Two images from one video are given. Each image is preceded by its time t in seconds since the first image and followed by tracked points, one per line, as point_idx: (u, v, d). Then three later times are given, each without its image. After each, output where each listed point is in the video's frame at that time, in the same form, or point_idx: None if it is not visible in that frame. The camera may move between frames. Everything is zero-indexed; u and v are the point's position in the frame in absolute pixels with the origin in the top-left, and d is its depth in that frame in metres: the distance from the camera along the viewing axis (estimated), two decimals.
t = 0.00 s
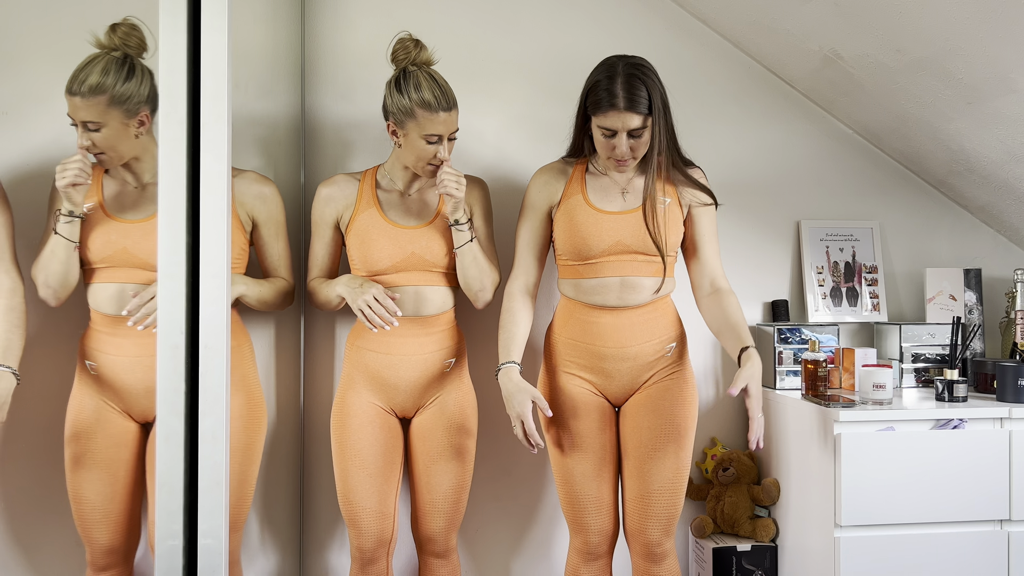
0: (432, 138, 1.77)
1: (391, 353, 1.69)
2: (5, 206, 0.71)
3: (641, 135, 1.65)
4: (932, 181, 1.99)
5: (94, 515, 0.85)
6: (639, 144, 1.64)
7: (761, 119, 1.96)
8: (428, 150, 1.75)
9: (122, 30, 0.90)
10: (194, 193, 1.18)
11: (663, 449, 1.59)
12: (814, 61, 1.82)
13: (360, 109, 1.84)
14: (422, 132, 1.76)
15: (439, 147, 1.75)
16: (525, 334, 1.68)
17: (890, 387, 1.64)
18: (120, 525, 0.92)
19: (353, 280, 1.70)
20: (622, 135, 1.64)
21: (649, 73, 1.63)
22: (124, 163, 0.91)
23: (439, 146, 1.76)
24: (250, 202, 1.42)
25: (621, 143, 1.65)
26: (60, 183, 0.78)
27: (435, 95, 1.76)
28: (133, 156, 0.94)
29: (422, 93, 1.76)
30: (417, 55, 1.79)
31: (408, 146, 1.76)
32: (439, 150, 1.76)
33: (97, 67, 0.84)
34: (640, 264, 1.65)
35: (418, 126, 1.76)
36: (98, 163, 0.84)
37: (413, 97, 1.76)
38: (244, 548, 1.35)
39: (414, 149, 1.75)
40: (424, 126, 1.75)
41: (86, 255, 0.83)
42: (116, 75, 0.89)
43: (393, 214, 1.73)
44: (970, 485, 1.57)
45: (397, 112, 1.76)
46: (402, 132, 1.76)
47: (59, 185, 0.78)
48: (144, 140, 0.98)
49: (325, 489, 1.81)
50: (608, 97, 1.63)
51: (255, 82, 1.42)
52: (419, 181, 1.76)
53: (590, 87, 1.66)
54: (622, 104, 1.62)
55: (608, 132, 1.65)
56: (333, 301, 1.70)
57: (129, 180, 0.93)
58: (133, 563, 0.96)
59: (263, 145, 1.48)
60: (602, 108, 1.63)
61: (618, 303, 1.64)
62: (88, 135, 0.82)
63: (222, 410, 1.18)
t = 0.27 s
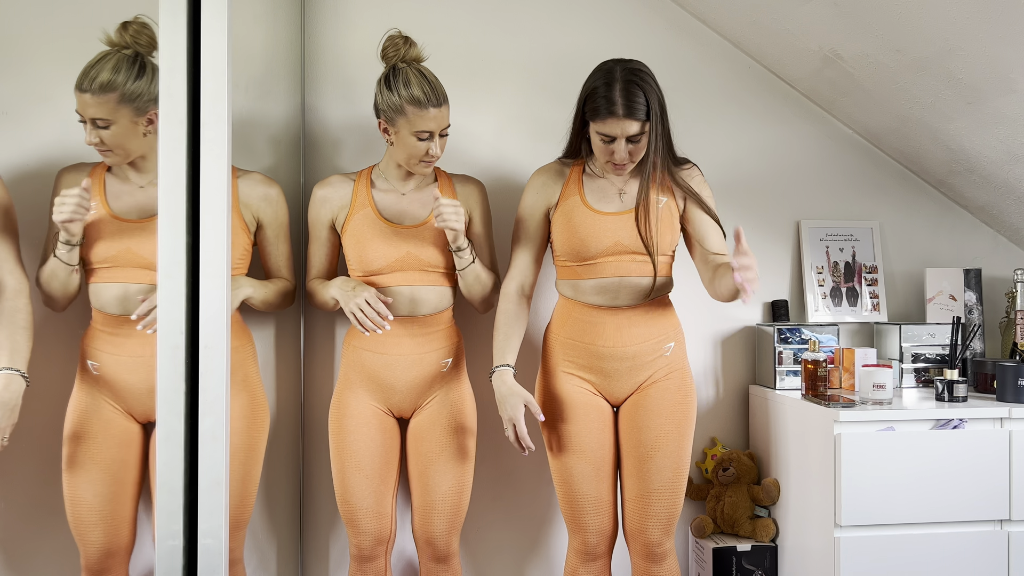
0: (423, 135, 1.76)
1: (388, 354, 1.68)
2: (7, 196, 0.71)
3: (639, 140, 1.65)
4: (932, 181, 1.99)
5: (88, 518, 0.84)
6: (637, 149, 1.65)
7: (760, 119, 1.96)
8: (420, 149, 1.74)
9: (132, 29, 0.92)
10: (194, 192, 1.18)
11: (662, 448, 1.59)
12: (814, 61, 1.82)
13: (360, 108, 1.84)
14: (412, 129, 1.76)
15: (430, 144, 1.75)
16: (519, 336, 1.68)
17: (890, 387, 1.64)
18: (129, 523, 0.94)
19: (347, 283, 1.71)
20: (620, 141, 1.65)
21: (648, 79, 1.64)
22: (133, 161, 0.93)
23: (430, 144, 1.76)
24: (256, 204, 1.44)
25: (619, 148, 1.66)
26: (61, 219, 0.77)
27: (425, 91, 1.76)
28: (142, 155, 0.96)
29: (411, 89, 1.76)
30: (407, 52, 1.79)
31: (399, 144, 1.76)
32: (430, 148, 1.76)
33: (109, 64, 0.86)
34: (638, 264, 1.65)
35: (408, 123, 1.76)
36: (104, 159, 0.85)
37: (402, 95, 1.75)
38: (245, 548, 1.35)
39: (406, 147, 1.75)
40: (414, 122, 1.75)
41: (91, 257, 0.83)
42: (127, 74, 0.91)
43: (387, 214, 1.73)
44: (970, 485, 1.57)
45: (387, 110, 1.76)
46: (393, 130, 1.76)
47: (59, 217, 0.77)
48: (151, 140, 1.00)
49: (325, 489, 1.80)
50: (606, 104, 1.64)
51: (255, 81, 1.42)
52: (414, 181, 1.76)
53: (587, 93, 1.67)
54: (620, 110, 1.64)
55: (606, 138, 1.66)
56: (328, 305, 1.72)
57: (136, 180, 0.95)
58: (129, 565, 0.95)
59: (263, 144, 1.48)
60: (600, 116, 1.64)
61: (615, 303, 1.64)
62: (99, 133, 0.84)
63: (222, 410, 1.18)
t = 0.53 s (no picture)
0: (420, 136, 1.72)
1: (386, 355, 1.67)
2: (6, 192, 0.70)
3: (637, 144, 1.64)
4: (932, 182, 1.99)
5: (82, 518, 0.83)
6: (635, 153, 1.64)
7: (761, 119, 1.96)
8: (417, 151, 1.71)
9: (133, 29, 0.92)
10: (194, 193, 1.18)
11: (661, 449, 1.58)
12: (813, 61, 1.82)
13: (360, 109, 1.84)
14: (409, 130, 1.72)
15: (427, 146, 1.72)
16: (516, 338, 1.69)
17: (890, 387, 1.64)
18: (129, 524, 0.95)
19: (342, 285, 1.67)
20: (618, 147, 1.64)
21: (644, 83, 1.63)
22: (134, 162, 0.94)
23: (428, 145, 1.73)
24: (257, 206, 1.44)
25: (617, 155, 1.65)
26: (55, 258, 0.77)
27: (422, 92, 1.71)
28: (143, 157, 0.97)
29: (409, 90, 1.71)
30: (405, 51, 1.73)
31: (396, 145, 1.73)
32: (428, 149, 1.72)
33: (111, 66, 0.86)
34: (635, 265, 1.65)
35: (406, 125, 1.72)
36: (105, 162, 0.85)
37: (399, 96, 1.71)
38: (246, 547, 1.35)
39: (403, 149, 1.72)
40: (411, 124, 1.71)
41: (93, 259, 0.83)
42: (128, 75, 0.92)
43: (387, 214, 1.71)
44: (970, 485, 1.57)
45: (384, 111, 1.72)
46: (390, 131, 1.73)
47: (55, 249, 0.76)
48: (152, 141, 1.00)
49: (325, 489, 1.81)
50: (603, 110, 1.63)
51: (255, 82, 1.42)
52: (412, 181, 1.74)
53: (585, 98, 1.67)
54: (617, 116, 1.63)
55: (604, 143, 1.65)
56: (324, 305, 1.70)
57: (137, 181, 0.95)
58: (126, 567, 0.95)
59: (263, 145, 1.48)
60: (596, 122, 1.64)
61: (614, 303, 1.64)
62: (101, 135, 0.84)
63: (222, 410, 1.18)
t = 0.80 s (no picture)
0: (417, 145, 1.69)
1: (388, 355, 1.66)
2: (7, 186, 0.69)
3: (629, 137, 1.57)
4: (932, 182, 1.99)
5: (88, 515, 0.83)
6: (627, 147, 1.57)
7: (761, 119, 1.96)
8: (412, 159, 1.68)
9: (127, 31, 0.90)
10: (194, 193, 1.18)
11: (659, 451, 1.58)
12: (813, 61, 1.82)
13: (360, 109, 1.84)
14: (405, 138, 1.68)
15: (422, 156, 1.68)
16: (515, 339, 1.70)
17: (890, 387, 1.64)
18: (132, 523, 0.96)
19: (340, 289, 1.65)
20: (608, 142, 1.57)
21: (635, 74, 1.58)
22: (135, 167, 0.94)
23: (424, 154, 1.69)
24: (256, 206, 1.43)
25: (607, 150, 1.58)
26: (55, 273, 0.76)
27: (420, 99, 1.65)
28: (144, 160, 0.97)
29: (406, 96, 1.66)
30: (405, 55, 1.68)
31: (392, 153, 1.70)
32: (424, 158, 1.69)
33: (110, 75, 0.86)
34: (632, 263, 1.65)
35: (401, 133, 1.67)
36: (109, 175, 0.86)
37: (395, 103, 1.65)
38: (246, 547, 1.35)
39: (399, 157, 1.69)
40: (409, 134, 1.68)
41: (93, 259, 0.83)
42: (127, 81, 0.91)
43: (387, 216, 1.71)
44: (970, 485, 1.57)
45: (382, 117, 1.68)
46: (387, 138, 1.69)
47: (54, 258, 0.75)
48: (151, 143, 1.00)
49: (325, 489, 1.81)
50: (592, 102, 1.56)
51: (255, 81, 1.42)
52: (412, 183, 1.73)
53: (574, 90, 1.60)
54: (606, 109, 1.55)
55: (594, 138, 1.59)
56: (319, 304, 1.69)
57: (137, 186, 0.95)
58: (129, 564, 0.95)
59: (263, 144, 1.48)
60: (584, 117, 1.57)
61: (612, 302, 1.64)
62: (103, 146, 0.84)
63: (222, 410, 1.18)
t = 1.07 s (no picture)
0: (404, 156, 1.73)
1: (388, 355, 1.68)
2: (8, 179, 0.68)
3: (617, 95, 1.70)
4: (932, 181, 1.99)
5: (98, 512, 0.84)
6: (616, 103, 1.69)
7: (761, 119, 1.96)
8: (399, 169, 1.72)
9: (125, 35, 0.90)
10: (194, 193, 1.18)
11: (661, 453, 1.59)
12: (813, 61, 1.82)
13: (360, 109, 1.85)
14: (394, 148, 1.72)
15: (409, 167, 1.72)
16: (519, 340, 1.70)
17: (890, 387, 1.64)
18: (133, 520, 0.95)
19: (335, 293, 1.65)
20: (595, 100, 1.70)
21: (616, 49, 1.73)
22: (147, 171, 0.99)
23: (411, 165, 1.72)
24: (257, 208, 1.45)
25: (595, 111, 1.71)
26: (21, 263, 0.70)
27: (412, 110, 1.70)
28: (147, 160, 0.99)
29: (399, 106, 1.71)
30: (404, 62, 1.72)
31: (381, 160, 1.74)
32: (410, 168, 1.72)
33: (116, 90, 0.88)
34: (633, 251, 1.65)
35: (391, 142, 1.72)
36: (123, 185, 0.90)
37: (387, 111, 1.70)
38: (246, 546, 1.35)
39: (387, 165, 1.73)
40: (397, 145, 1.72)
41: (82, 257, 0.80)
42: (133, 90, 0.93)
43: (386, 218, 1.72)
44: (970, 485, 1.57)
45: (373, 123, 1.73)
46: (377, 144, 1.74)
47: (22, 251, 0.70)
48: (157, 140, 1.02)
49: (325, 488, 1.81)
50: (577, 66, 1.71)
51: (255, 81, 1.42)
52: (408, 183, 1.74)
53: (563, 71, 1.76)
54: (591, 68, 1.70)
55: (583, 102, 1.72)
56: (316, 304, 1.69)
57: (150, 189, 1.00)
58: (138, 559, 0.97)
59: (263, 144, 1.48)
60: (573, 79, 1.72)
61: (612, 297, 1.64)
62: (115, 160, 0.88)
63: (222, 410, 1.18)
